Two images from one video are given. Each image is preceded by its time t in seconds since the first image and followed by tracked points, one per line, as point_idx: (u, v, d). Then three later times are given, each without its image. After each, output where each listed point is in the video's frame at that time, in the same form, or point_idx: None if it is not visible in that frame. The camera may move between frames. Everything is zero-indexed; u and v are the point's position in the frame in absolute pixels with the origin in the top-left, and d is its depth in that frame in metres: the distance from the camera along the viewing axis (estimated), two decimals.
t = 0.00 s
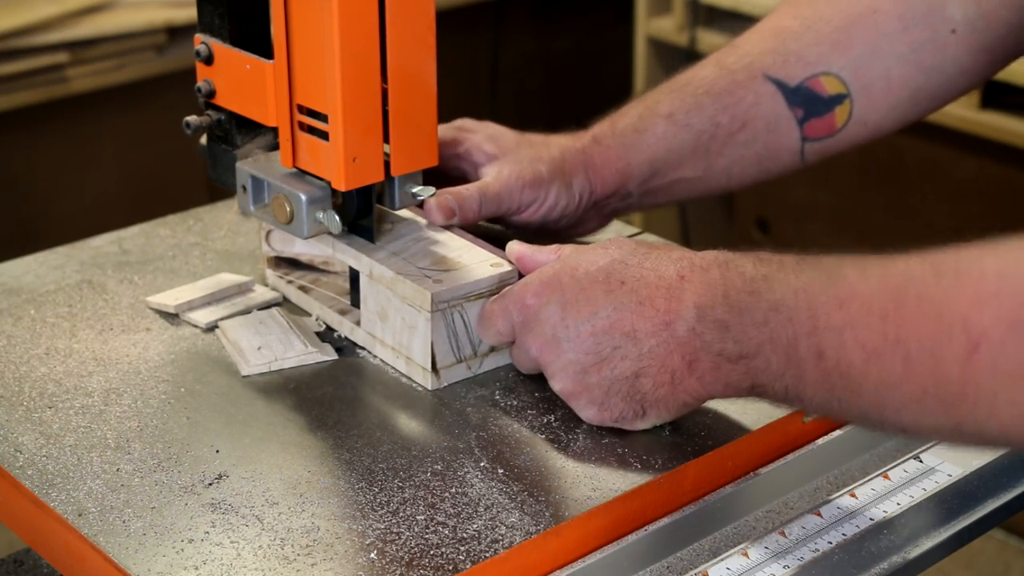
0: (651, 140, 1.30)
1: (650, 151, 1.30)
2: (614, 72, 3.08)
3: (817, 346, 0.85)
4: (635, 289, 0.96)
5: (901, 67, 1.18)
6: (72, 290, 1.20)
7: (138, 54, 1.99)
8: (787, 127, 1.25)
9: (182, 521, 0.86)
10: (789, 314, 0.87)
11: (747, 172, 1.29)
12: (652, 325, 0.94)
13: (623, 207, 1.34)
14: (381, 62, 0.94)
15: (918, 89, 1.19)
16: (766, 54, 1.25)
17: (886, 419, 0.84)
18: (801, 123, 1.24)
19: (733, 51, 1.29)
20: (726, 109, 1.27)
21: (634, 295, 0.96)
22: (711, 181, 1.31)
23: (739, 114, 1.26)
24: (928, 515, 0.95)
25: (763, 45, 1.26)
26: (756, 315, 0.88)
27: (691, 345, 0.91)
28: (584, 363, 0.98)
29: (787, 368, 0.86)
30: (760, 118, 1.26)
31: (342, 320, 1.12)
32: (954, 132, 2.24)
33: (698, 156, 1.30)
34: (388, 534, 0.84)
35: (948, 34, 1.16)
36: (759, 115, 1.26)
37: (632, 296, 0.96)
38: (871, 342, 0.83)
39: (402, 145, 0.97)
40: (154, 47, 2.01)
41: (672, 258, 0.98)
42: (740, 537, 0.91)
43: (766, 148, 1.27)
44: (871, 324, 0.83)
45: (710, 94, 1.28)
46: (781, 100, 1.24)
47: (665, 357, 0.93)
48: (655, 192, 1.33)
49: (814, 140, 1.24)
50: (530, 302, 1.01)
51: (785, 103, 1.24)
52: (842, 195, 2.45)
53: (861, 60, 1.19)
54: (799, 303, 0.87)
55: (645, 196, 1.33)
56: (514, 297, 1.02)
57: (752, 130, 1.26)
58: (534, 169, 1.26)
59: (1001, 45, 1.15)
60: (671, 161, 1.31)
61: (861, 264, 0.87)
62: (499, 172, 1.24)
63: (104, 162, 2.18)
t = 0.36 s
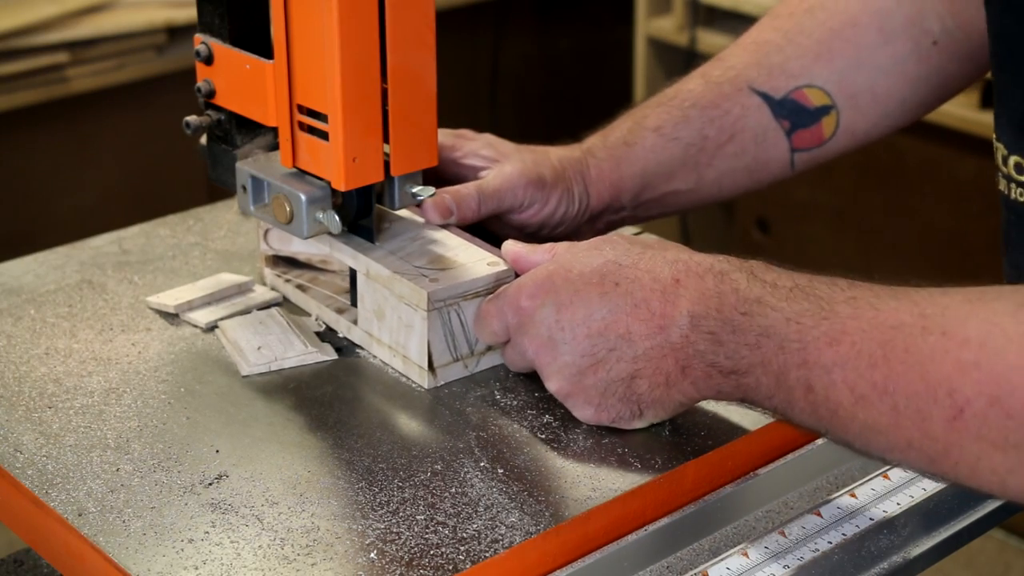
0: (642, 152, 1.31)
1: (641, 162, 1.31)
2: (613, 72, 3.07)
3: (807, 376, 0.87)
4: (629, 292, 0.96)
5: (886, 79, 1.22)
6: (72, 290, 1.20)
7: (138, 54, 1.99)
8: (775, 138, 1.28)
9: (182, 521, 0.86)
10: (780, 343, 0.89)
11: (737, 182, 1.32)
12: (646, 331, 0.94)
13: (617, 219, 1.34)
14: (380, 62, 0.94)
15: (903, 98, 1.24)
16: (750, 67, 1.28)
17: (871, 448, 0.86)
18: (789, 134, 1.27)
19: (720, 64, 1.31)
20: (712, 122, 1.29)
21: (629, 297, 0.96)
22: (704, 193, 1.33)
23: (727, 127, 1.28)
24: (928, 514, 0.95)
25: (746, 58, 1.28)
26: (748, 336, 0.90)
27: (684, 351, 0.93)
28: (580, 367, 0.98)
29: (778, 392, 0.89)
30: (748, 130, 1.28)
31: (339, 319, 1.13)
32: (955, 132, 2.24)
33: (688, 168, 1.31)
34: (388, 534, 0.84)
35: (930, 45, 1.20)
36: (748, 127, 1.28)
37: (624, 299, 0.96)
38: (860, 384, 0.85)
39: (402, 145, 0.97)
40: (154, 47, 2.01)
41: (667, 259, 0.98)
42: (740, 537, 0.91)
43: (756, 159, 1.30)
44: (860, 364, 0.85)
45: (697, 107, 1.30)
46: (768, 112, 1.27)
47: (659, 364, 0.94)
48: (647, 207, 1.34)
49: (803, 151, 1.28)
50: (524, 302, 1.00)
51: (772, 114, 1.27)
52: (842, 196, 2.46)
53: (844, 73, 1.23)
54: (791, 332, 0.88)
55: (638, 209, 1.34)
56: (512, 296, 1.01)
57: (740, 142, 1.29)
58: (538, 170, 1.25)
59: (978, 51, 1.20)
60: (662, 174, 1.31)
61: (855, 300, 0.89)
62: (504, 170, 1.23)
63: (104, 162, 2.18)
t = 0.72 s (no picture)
0: (629, 144, 1.32)
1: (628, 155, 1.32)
2: (613, 71, 3.08)
3: (804, 353, 0.88)
4: (626, 282, 0.98)
5: (873, 77, 1.23)
6: (72, 290, 1.20)
7: (138, 54, 1.99)
8: (762, 133, 1.29)
9: (182, 521, 0.86)
10: (775, 321, 0.90)
11: (724, 177, 1.33)
12: (644, 320, 0.96)
13: (604, 211, 1.35)
14: (381, 62, 0.94)
15: (892, 96, 1.24)
16: (739, 63, 1.28)
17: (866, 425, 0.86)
18: (776, 130, 1.28)
19: (709, 58, 1.32)
20: (700, 115, 1.30)
21: (626, 288, 0.98)
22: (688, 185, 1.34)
23: (713, 121, 1.30)
24: (928, 514, 0.94)
25: (736, 52, 1.29)
26: (744, 319, 0.91)
27: (681, 339, 0.94)
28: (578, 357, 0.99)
29: (775, 372, 0.90)
30: (734, 126, 1.29)
31: (334, 316, 1.13)
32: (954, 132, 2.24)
33: (675, 162, 1.33)
34: (388, 534, 0.84)
35: (918, 44, 1.20)
36: (734, 122, 1.29)
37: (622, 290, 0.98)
38: (856, 357, 0.86)
39: (402, 145, 0.97)
40: (154, 47, 2.01)
41: (663, 250, 0.99)
42: (740, 537, 0.91)
43: (742, 155, 1.30)
44: (855, 338, 0.86)
45: (684, 100, 1.31)
46: (756, 107, 1.28)
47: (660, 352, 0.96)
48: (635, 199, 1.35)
49: (790, 147, 1.28)
50: (523, 295, 1.02)
51: (760, 110, 1.28)
52: (844, 196, 2.45)
53: (833, 70, 1.24)
54: (787, 311, 0.89)
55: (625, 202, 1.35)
56: (511, 288, 1.02)
57: (727, 137, 1.30)
58: (527, 161, 1.26)
59: (968, 51, 1.19)
60: (648, 166, 1.33)
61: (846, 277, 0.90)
62: (492, 162, 1.24)
63: (104, 162, 2.18)
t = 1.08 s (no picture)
0: (613, 138, 1.34)
1: (612, 147, 1.33)
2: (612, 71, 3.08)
3: (796, 333, 0.90)
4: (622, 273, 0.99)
5: (855, 66, 1.25)
6: (71, 289, 1.20)
7: (138, 53, 1.99)
8: (745, 124, 1.30)
9: (182, 520, 0.86)
10: (767, 304, 0.92)
11: (707, 168, 1.34)
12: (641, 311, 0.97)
13: (591, 204, 1.36)
14: (381, 62, 0.94)
15: (872, 85, 1.26)
16: (721, 54, 1.30)
17: (861, 403, 0.89)
18: (759, 120, 1.30)
19: (690, 50, 1.34)
20: (682, 108, 1.32)
21: (621, 279, 0.99)
22: (673, 177, 1.35)
23: (696, 113, 1.31)
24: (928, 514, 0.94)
25: (719, 42, 1.31)
26: (736, 304, 0.93)
27: (677, 328, 0.95)
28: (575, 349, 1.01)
29: (769, 354, 0.92)
30: (718, 117, 1.31)
31: (327, 313, 1.13)
32: (953, 132, 2.24)
33: (659, 154, 1.34)
34: (388, 534, 0.84)
35: (901, 32, 1.23)
36: (717, 113, 1.31)
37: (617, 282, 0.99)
38: (847, 333, 0.88)
39: (402, 145, 0.97)
40: (154, 47, 2.01)
41: (655, 241, 1.01)
42: (741, 537, 0.91)
43: (726, 145, 1.32)
44: (846, 314, 0.88)
45: (668, 93, 1.33)
46: (738, 98, 1.30)
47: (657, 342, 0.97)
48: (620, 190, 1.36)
49: (772, 137, 1.30)
50: (516, 290, 1.03)
51: (743, 101, 1.30)
52: (846, 196, 2.45)
53: (815, 59, 1.26)
54: (777, 292, 0.92)
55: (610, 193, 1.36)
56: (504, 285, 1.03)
57: (710, 128, 1.31)
58: (514, 153, 1.27)
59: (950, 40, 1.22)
60: (632, 160, 1.34)
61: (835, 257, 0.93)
62: (480, 155, 1.24)
63: (104, 162, 2.18)
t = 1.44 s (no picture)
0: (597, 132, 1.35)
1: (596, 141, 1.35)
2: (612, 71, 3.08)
3: (792, 315, 0.91)
4: (621, 259, 1.01)
5: (835, 61, 1.28)
6: (71, 289, 1.20)
7: (138, 53, 1.99)
8: (726, 120, 1.32)
9: (182, 520, 0.86)
10: (764, 288, 0.93)
11: (688, 163, 1.36)
12: (642, 296, 0.98)
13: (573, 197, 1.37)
14: (381, 62, 0.94)
15: (852, 81, 1.29)
16: (702, 50, 1.33)
17: (855, 382, 0.89)
18: (740, 116, 1.32)
19: (672, 47, 1.36)
20: (665, 104, 1.34)
21: (622, 267, 1.00)
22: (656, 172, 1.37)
23: (678, 109, 1.33)
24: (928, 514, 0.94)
25: (700, 41, 1.33)
26: (734, 288, 0.94)
27: (678, 315, 0.97)
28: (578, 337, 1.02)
29: (766, 337, 0.92)
30: (701, 112, 1.33)
31: (320, 309, 1.14)
32: (954, 132, 2.24)
33: (641, 148, 1.35)
34: (388, 534, 0.84)
35: (880, 29, 1.26)
36: (699, 109, 1.33)
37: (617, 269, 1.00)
38: (840, 315, 0.89)
39: (402, 145, 0.97)
40: (154, 47, 2.01)
41: (655, 229, 1.02)
42: (740, 537, 0.91)
43: (707, 141, 1.34)
44: (839, 296, 0.89)
45: (650, 89, 1.35)
46: (720, 94, 1.32)
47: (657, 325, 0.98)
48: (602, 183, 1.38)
49: (753, 133, 1.32)
50: (518, 280, 1.04)
51: (724, 97, 1.32)
52: (845, 195, 2.45)
53: (797, 55, 1.28)
54: (773, 277, 0.93)
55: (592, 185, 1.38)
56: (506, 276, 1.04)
57: (693, 124, 1.33)
58: (500, 148, 1.27)
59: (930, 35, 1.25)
60: (615, 153, 1.35)
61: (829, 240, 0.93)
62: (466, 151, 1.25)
63: (104, 162, 2.18)
